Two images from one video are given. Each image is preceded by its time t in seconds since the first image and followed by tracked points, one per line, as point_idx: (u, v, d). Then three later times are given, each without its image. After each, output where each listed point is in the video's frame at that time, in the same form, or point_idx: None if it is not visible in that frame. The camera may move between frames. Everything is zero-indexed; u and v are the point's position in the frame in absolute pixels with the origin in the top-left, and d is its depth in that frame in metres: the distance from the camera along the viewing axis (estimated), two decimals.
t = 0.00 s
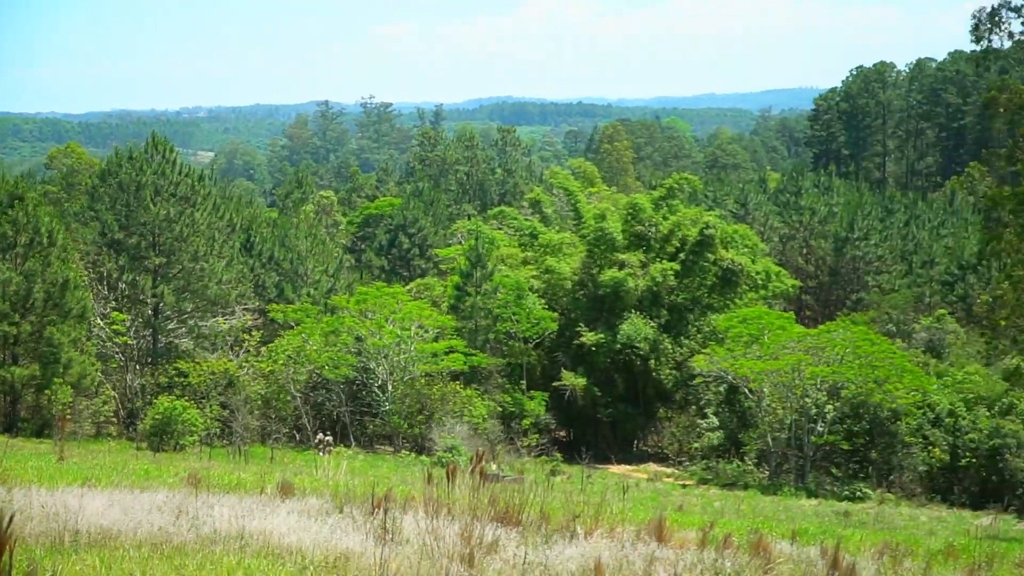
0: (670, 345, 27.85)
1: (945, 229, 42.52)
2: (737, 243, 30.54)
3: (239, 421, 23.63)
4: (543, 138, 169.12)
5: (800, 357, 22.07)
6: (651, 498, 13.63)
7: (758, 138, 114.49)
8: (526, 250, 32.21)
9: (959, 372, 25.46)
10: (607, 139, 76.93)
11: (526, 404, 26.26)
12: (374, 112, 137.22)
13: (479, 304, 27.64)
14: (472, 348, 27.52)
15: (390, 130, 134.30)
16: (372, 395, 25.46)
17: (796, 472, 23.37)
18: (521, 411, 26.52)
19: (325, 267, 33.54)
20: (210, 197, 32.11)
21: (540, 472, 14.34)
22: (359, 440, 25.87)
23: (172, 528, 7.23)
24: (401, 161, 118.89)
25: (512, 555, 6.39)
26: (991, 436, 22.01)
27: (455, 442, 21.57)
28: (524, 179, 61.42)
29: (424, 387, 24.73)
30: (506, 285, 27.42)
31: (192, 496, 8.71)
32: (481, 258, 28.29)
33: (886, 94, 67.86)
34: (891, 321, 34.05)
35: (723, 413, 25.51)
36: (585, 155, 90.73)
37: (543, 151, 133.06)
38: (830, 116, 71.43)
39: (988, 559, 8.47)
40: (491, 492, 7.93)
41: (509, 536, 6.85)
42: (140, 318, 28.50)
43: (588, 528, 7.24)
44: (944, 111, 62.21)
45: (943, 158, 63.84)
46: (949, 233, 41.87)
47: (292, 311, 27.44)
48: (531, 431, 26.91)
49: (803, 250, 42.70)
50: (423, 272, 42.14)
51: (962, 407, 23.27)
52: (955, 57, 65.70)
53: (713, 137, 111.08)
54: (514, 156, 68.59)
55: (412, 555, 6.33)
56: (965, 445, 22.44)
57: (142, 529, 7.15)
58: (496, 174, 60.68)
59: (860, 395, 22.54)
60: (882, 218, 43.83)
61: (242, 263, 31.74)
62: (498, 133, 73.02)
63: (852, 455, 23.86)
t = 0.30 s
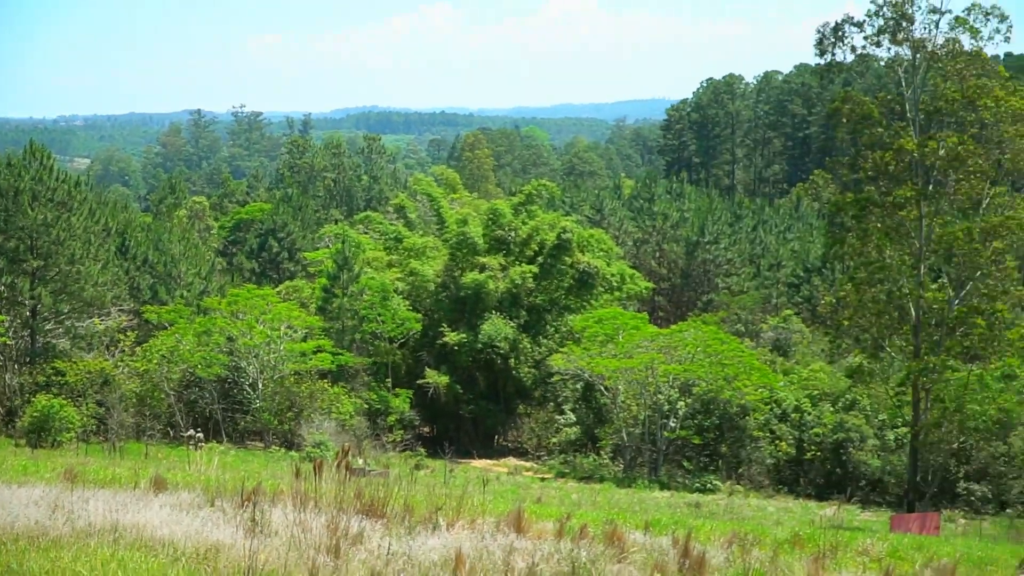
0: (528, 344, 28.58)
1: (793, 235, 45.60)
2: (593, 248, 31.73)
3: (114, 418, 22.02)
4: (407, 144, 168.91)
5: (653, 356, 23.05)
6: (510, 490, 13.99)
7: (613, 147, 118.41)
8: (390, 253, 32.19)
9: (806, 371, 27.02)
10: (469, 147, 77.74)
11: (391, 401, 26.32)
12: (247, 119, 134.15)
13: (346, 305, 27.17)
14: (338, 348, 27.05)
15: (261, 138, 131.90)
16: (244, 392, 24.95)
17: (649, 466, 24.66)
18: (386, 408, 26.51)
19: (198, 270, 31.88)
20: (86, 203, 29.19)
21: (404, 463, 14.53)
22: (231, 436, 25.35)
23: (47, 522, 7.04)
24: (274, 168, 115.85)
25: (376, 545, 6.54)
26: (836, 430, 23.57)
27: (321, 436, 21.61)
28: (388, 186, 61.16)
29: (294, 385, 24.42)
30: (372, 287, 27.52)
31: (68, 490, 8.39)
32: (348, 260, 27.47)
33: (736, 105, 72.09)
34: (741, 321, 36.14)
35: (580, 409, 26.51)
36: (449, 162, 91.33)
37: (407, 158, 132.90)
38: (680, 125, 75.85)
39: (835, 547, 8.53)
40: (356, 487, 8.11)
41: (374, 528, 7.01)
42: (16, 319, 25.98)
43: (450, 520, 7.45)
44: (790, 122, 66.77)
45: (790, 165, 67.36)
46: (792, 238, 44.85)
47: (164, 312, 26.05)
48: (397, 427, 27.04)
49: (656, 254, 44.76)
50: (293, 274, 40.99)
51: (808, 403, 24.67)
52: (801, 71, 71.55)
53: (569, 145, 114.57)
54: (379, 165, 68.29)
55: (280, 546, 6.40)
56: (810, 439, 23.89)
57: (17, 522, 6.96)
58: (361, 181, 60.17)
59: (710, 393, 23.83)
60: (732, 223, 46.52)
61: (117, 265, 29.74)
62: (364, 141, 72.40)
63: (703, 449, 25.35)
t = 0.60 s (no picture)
0: (392, 343, 28.49)
1: (643, 238, 47.66)
2: (454, 251, 32.00)
3: None
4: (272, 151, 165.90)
5: (511, 354, 23.61)
6: (375, 484, 14.11)
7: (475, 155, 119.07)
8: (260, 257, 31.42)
9: (654, 367, 28.92)
10: (335, 154, 76.95)
11: (261, 398, 25.64)
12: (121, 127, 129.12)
13: (217, 307, 26.29)
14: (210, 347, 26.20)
15: (137, 146, 126.11)
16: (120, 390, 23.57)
17: (508, 459, 25.05)
18: (256, 405, 25.81)
19: (74, 273, 30.44)
20: None
21: (273, 459, 14.44)
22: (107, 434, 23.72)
23: None
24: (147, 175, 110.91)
25: (246, 536, 6.58)
26: (687, 425, 24.86)
27: (192, 432, 21.51)
28: (259, 192, 59.58)
29: (167, 383, 23.25)
30: (242, 288, 26.80)
31: None
32: (220, 264, 26.50)
33: (587, 115, 75.57)
34: (594, 320, 37.44)
35: (443, 404, 26.83)
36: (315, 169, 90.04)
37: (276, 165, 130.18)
38: (537, 136, 76.93)
39: (683, 533, 7.92)
40: (226, 481, 8.13)
41: (243, 520, 7.03)
42: None
43: (316, 512, 7.55)
44: (641, 130, 71.05)
45: (639, 172, 71.58)
46: (643, 242, 46.83)
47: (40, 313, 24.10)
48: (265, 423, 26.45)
49: (514, 257, 45.68)
50: (166, 277, 39.39)
51: (658, 399, 26.06)
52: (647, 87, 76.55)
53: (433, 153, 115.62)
54: (250, 171, 66.59)
55: (152, 538, 6.34)
56: (660, 432, 25.13)
57: None
58: (232, 187, 58.42)
59: (566, 388, 24.50)
60: (586, 228, 48.18)
61: None
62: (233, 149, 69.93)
63: (560, 442, 25.87)
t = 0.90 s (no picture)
0: (284, 343, 28.24)
1: (526, 243, 48.56)
2: (343, 255, 31.57)
3: None
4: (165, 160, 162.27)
5: (398, 353, 24.02)
6: (268, 479, 14.27)
7: (365, 166, 120.18)
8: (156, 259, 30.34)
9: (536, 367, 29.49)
10: (229, 160, 76.01)
11: (157, 395, 25.08)
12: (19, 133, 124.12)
13: (115, 308, 25.09)
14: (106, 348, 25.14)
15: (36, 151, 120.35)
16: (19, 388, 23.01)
17: (395, 455, 25.07)
18: (153, 403, 25.17)
19: None
20: None
21: (166, 455, 14.43)
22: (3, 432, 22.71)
23: None
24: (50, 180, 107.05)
25: (141, 530, 6.55)
26: (566, 422, 25.28)
27: (93, 428, 20.87)
28: (160, 198, 58.01)
29: (66, 380, 22.71)
30: (138, 290, 25.64)
31: None
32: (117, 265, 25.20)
33: (472, 125, 78.28)
34: (479, 322, 37.79)
35: (332, 402, 26.92)
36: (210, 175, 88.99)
37: (172, 172, 127.34)
38: (423, 144, 79.15)
39: (563, 525, 8.09)
40: (121, 477, 8.03)
41: (138, 514, 7.00)
42: None
43: (211, 505, 7.54)
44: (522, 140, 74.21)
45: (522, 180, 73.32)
46: (525, 247, 47.72)
47: None
48: (162, 420, 25.86)
49: (402, 260, 45.81)
50: (67, 279, 37.88)
51: (541, 397, 26.42)
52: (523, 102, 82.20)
53: (327, 161, 115.59)
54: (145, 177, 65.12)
55: (47, 532, 6.26)
56: (543, 429, 25.52)
57: None
58: (129, 193, 56.94)
59: (451, 387, 25.12)
60: (472, 233, 48.72)
61: None
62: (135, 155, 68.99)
63: (446, 439, 26.32)
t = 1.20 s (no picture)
0: (187, 344, 27.94)
1: (419, 247, 50.32)
2: (244, 260, 31.25)
3: None
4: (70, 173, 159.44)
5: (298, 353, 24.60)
6: (172, 477, 14.37)
7: (261, 176, 128.52)
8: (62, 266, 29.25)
9: (432, 367, 29.81)
10: (132, 170, 75.41)
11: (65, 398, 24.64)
12: None
13: (23, 313, 24.91)
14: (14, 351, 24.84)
15: None
16: None
17: (295, 452, 25.57)
18: (60, 405, 24.73)
19: None
20: None
21: (73, 455, 14.47)
22: None
23: None
24: None
25: (48, 527, 6.53)
26: (460, 419, 25.66)
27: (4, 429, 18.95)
28: (66, 206, 56.68)
29: None
30: (45, 294, 25.45)
31: None
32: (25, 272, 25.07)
33: (367, 135, 88.14)
34: (375, 323, 37.96)
35: (234, 402, 27.15)
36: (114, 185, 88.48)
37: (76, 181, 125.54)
38: (320, 153, 86.81)
39: (457, 518, 8.42)
40: (29, 476, 7.96)
41: (46, 512, 6.98)
42: None
43: (117, 502, 7.53)
44: (417, 149, 85.17)
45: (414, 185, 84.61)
46: (419, 250, 49.45)
47: None
48: (70, 421, 25.32)
49: (300, 264, 47.67)
50: None
51: (434, 394, 26.77)
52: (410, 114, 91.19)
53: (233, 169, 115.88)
54: (52, 185, 63.94)
55: None
56: (437, 425, 25.69)
57: None
58: (35, 199, 55.61)
59: (349, 386, 25.56)
60: (367, 238, 50.49)
61: None
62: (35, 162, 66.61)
63: (345, 436, 26.62)
